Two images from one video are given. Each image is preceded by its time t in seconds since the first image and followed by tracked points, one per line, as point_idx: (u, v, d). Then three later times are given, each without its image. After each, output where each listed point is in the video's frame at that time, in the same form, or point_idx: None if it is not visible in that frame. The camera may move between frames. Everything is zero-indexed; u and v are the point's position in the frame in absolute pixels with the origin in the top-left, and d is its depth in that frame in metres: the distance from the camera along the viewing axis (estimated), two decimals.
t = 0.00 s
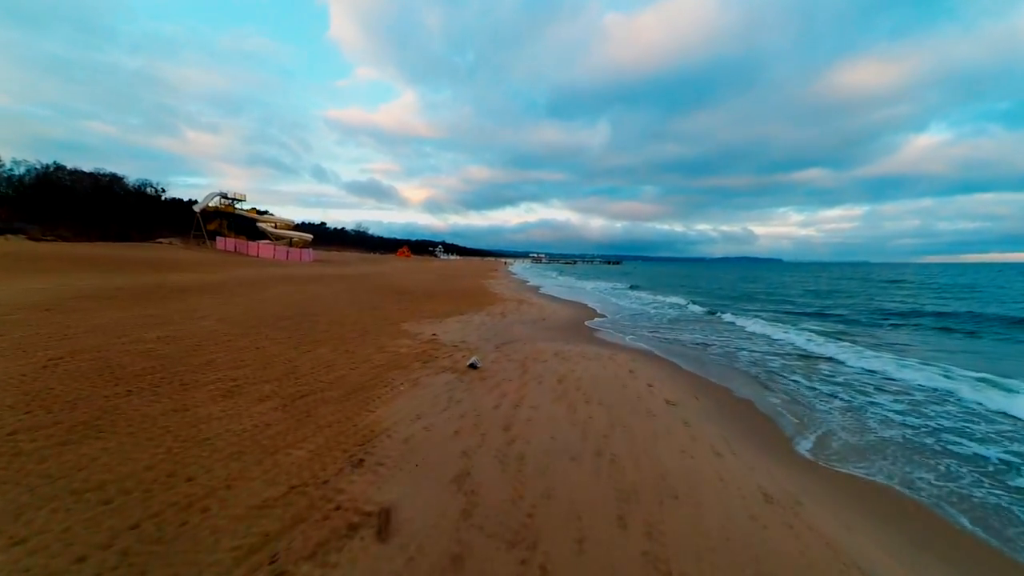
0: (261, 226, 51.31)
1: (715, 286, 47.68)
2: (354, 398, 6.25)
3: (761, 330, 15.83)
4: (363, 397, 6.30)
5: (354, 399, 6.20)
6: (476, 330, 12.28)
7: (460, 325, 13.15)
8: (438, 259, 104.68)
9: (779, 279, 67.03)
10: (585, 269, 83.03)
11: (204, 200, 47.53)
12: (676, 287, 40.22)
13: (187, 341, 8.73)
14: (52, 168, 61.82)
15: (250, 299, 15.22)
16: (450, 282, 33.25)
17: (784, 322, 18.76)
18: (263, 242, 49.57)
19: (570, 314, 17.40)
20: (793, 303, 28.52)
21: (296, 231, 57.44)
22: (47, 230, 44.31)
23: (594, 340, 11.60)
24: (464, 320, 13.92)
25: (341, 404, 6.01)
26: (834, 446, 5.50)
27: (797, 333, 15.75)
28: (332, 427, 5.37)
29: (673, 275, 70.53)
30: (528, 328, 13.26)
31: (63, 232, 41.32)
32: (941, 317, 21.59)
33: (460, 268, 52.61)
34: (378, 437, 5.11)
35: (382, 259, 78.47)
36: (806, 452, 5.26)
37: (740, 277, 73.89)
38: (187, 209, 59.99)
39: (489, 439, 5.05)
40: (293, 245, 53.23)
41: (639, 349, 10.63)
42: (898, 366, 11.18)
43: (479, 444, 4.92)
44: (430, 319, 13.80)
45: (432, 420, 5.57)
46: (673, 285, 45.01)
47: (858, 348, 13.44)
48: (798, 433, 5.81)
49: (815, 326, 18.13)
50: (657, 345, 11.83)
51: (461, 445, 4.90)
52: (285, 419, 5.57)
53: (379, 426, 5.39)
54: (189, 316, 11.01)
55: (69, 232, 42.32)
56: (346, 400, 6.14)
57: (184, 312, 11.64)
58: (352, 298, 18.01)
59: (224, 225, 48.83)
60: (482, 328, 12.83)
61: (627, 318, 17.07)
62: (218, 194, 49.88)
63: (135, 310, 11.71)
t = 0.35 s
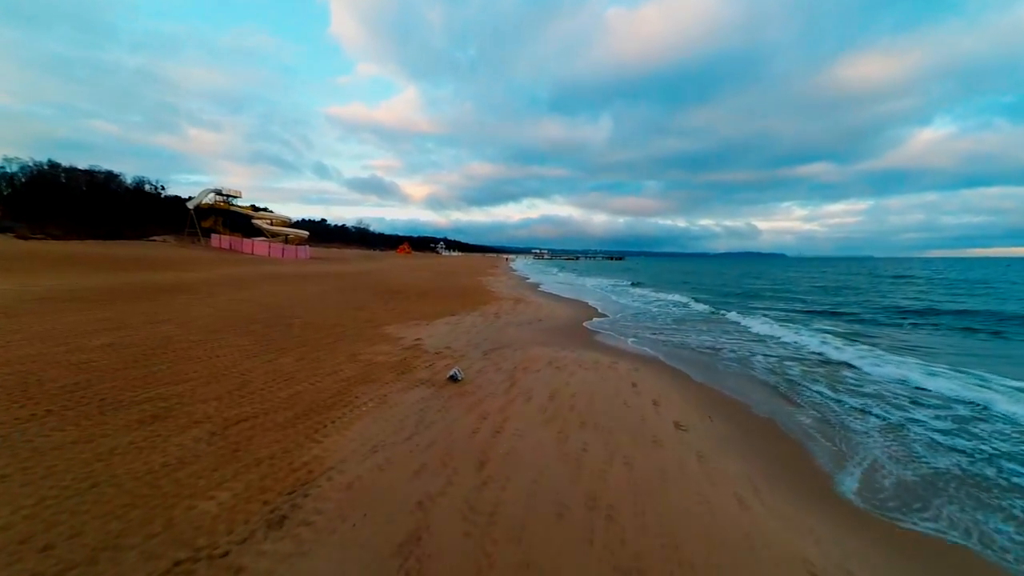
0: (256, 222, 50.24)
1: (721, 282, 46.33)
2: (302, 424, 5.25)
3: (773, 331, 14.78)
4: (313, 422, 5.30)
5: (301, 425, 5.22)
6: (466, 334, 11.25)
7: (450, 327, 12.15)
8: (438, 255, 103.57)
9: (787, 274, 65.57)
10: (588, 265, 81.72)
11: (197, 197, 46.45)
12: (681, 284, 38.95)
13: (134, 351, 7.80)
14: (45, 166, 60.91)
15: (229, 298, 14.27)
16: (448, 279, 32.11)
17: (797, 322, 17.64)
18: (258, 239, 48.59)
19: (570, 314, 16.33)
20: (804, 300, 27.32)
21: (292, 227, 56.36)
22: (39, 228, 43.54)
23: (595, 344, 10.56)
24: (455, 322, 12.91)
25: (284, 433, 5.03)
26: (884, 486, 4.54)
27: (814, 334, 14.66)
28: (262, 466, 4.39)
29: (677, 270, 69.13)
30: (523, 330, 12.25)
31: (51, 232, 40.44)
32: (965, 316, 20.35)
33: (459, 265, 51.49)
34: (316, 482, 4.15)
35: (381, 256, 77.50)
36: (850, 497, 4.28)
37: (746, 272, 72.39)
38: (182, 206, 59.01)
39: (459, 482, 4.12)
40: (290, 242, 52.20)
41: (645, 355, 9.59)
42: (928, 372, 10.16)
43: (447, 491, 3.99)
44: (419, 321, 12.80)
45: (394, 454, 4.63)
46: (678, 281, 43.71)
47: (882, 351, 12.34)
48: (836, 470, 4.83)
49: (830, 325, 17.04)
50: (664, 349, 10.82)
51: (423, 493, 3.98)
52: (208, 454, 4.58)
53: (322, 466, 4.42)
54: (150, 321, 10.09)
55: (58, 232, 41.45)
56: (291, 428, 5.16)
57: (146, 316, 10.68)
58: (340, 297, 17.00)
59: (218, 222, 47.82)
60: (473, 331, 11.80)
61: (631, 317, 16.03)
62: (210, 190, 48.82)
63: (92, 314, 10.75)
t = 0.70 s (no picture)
0: (250, 221, 49.20)
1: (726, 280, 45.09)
2: (222, 464, 4.24)
3: (786, 334, 13.73)
4: (237, 461, 4.29)
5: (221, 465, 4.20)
6: (452, 339, 10.27)
7: (435, 331, 11.17)
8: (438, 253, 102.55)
9: (793, 271, 64.22)
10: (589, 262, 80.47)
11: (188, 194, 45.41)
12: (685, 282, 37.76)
13: (65, 364, 6.82)
14: (36, 165, 59.97)
15: (200, 301, 13.29)
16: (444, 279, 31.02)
17: (809, 323, 16.60)
18: (252, 237, 47.55)
19: (568, 315, 15.33)
20: (813, 297, 26.21)
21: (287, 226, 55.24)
22: (28, 228, 42.63)
23: (592, 351, 9.58)
24: (442, 326, 11.92)
25: (197, 476, 4.01)
26: (958, 548, 3.54)
27: (829, 337, 13.64)
28: (154, 526, 3.38)
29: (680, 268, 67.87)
30: (515, 335, 11.25)
31: (38, 232, 39.55)
32: (986, 316, 19.23)
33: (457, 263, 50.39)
34: (214, 554, 3.14)
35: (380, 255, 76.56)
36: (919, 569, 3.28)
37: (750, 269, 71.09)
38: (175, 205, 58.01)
39: (404, 552, 3.15)
40: (284, 240, 51.03)
41: (648, 363, 8.63)
42: (965, 383, 9.11)
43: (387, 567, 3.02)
44: (403, 324, 11.83)
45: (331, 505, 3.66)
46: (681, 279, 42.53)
47: (907, 357, 11.31)
48: (889, 521, 3.86)
49: (846, 326, 15.94)
50: (668, 355, 9.85)
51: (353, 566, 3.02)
52: (91, 506, 3.54)
53: (232, 526, 3.43)
54: (99, 330, 9.15)
55: (45, 233, 40.57)
56: (208, 469, 4.15)
57: (99, 323, 9.73)
58: (323, 298, 16.00)
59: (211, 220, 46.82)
60: (460, 336, 10.81)
61: (632, 318, 15.04)
62: (202, 188, 47.75)
63: (41, 320, 9.80)
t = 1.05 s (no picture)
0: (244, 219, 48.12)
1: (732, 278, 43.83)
2: (105, 526, 3.44)
3: (801, 338, 12.72)
4: (125, 522, 3.49)
5: (101, 529, 3.40)
6: (436, 348, 9.28)
7: (418, 338, 10.17)
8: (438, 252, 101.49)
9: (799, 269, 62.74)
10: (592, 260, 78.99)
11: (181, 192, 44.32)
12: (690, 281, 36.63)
13: None
14: (30, 163, 59.25)
15: (167, 306, 12.30)
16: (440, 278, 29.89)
17: (824, 325, 15.53)
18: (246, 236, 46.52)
19: (566, 318, 14.27)
20: (824, 297, 24.98)
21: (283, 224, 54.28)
22: (17, 228, 41.73)
23: (589, 361, 8.61)
24: (427, 331, 10.92)
25: (65, 547, 3.21)
26: None
27: (848, 342, 12.58)
28: None
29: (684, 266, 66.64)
30: (507, 341, 10.23)
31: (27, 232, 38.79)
32: (1012, 317, 18.08)
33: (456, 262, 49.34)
34: None
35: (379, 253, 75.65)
36: None
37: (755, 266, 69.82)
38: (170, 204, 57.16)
39: None
40: (279, 239, 50.09)
41: (652, 376, 7.66)
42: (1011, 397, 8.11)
43: None
44: (385, 329, 10.85)
45: None
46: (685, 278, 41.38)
47: (938, 366, 10.26)
48: None
49: (864, 329, 14.88)
50: (673, 364, 8.88)
51: None
52: None
53: None
54: (40, 340, 8.20)
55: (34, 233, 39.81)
56: (84, 534, 3.35)
57: (45, 331, 8.85)
58: (305, 299, 14.95)
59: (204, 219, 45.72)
60: (445, 343, 9.80)
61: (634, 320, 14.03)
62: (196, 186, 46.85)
63: None
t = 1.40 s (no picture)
0: (240, 219, 47.28)
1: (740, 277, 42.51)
2: None
3: (821, 345, 11.69)
4: None
5: None
6: (416, 357, 8.41)
7: (399, 345, 9.28)
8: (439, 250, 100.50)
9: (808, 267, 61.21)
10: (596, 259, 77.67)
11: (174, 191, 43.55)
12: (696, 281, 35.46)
13: None
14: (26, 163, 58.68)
15: (135, 311, 11.50)
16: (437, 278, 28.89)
17: (841, 329, 14.44)
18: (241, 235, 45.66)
19: (564, 321, 13.32)
20: (839, 297, 23.75)
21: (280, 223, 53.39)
22: (9, 228, 41.11)
23: (586, 373, 7.71)
24: (410, 337, 10.02)
25: None
26: None
27: (870, 349, 11.52)
28: None
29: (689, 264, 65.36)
30: (496, 349, 9.31)
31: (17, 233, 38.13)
32: None
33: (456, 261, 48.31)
34: None
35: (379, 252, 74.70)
36: None
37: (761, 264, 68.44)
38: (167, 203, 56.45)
39: None
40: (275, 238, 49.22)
41: (655, 391, 6.76)
42: None
43: None
44: (364, 335, 9.99)
45: None
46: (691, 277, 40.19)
47: (975, 378, 9.20)
48: None
49: (887, 333, 13.80)
50: (680, 376, 7.95)
51: None
52: None
53: None
54: None
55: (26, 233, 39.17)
56: None
57: None
58: (287, 301, 14.08)
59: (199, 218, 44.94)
60: (427, 351, 8.90)
61: (636, 323, 13.07)
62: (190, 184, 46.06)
63: None
